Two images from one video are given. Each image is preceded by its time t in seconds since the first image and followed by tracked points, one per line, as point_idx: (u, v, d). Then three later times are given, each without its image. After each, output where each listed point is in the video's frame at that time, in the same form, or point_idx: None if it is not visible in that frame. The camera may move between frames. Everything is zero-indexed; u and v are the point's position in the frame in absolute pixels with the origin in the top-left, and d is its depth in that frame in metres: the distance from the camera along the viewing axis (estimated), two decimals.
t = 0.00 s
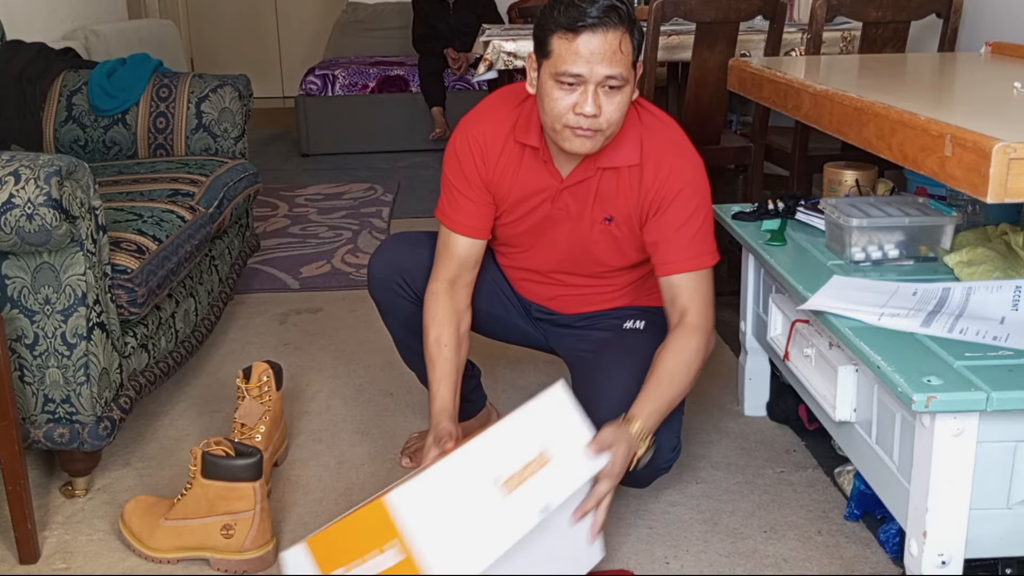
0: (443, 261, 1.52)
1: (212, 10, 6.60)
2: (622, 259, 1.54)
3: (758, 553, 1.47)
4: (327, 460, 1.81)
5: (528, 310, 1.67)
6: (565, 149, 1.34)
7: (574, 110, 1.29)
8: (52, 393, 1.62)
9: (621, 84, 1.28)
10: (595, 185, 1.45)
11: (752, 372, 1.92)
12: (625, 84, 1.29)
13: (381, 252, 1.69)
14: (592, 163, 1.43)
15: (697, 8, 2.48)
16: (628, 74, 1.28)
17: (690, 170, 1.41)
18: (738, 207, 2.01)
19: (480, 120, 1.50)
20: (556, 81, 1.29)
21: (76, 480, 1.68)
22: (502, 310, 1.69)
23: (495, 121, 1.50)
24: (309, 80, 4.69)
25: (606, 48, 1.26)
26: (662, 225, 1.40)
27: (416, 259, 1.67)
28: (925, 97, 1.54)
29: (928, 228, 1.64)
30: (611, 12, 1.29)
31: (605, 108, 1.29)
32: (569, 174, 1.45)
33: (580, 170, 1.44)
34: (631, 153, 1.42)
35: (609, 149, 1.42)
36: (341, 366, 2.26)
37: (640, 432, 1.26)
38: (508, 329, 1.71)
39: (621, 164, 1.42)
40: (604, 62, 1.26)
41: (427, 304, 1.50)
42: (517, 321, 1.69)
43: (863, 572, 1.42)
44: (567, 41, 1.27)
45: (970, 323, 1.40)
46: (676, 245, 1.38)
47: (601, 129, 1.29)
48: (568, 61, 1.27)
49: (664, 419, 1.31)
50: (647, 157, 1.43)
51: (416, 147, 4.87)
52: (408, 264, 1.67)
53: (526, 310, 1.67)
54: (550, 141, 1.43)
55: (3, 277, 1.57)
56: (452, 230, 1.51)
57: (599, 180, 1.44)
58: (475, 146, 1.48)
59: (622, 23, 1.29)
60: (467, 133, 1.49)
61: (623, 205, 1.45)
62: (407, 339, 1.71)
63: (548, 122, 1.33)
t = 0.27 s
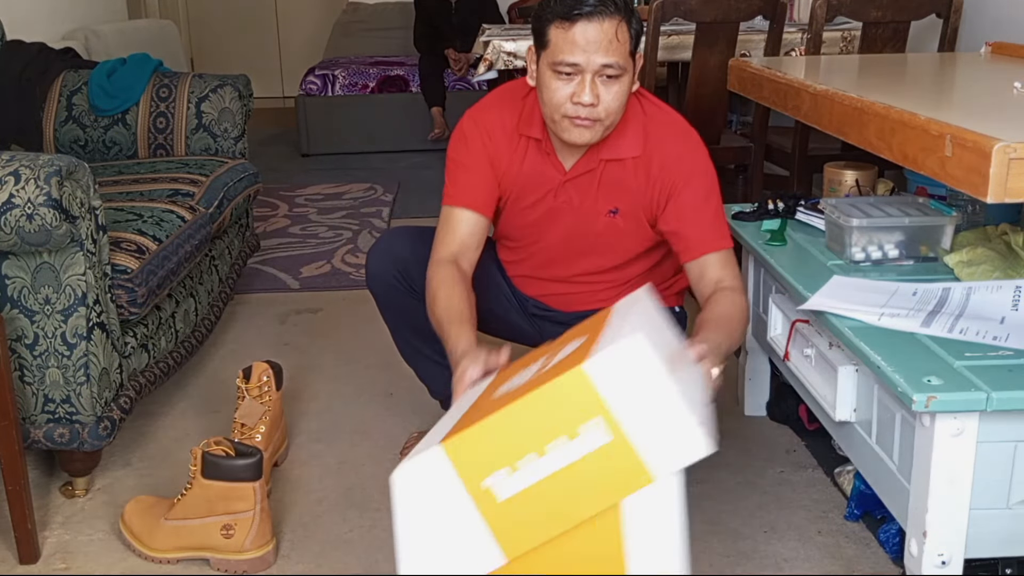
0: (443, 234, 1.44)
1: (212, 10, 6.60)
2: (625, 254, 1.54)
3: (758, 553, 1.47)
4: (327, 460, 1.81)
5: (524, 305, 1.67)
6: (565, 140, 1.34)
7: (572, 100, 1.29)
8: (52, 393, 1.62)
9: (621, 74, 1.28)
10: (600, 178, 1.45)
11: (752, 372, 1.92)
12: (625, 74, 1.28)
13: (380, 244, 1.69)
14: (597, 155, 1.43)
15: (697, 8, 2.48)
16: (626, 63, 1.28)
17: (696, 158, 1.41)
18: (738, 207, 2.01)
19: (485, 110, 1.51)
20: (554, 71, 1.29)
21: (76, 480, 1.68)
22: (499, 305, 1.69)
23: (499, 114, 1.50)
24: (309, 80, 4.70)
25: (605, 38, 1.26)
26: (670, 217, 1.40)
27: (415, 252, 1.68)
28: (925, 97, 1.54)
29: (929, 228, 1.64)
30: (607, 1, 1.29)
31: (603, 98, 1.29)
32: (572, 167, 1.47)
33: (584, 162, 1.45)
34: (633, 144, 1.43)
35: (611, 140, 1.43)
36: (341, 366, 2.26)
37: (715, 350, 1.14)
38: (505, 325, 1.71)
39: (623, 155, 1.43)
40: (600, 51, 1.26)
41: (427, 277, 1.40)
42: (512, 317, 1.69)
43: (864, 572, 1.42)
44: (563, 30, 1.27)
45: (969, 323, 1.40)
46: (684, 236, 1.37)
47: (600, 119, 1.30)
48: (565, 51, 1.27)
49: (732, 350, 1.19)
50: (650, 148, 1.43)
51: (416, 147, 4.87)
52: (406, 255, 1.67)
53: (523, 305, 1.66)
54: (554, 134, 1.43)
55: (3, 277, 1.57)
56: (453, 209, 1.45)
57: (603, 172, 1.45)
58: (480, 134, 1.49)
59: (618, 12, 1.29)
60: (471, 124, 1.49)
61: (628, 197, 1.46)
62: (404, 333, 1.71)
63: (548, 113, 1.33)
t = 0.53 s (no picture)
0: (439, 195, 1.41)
1: (212, 10, 6.59)
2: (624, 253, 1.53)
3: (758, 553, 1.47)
4: (327, 460, 1.81)
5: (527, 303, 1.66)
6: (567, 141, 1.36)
7: (573, 102, 1.30)
8: (52, 393, 1.62)
9: (621, 73, 1.28)
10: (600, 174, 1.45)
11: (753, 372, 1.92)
12: (625, 73, 1.29)
13: (383, 242, 1.68)
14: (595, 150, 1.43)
15: (697, 8, 2.48)
16: (625, 63, 1.28)
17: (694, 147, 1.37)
18: (738, 207, 2.01)
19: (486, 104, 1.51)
20: (554, 74, 1.30)
21: (76, 480, 1.68)
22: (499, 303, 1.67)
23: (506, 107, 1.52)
24: (309, 80, 4.69)
25: (605, 38, 1.26)
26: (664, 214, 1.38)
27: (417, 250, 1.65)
28: (925, 97, 1.54)
29: (929, 228, 1.64)
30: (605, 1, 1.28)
31: (603, 98, 1.29)
32: (572, 164, 1.47)
33: (583, 159, 1.45)
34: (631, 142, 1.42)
35: (611, 138, 1.43)
36: (341, 366, 2.26)
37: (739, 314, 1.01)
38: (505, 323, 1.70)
39: (622, 152, 1.42)
40: (599, 53, 1.26)
41: (419, 230, 1.35)
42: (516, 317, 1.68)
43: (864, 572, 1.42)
44: (562, 33, 1.27)
45: (970, 323, 1.40)
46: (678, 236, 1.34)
47: (600, 119, 1.31)
48: (565, 53, 1.27)
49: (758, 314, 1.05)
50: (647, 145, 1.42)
51: (416, 148, 4.87)
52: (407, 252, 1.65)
53: (525, 306, 1.67)
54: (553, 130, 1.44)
55: (2, 277, 1.57)
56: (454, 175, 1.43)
57: (601, 168, 1.45)
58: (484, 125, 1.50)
59: (617, 11, 1.29)
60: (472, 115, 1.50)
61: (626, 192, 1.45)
62: (404, 331, 1.69)
63: (549, 113, 1.34)
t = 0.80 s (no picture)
0: (383, 186, 1.53)
1: (212, 10, 6.59)
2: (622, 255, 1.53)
3: (758, 553, 1.47)
4: (327, 460, 1.81)
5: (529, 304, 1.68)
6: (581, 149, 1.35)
7: (590, 111, 1.29)
8: (52, 393, 1.62)
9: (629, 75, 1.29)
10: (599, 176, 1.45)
11: (753, 372, 1.92)
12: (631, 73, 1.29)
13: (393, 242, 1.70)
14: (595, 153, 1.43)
15: (697, 8, 2.48)
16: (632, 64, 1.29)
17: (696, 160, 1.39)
18: (738, 207, 2.01)
19: (476, 108, 1.52)
20: (565, 88, 1.29)
21: (76, 480, 1.68)
22: (504, 305, 1.69)
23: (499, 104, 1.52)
24: (309, 80, 4.71)
25: (611, 44, 1.26)
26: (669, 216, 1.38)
27: (426, 251, 1.68)
28: (925, 97, 1.54)
29: (929, 228, 1.64)
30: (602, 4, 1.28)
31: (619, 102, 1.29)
32: (570, 164, 1.46)
33: (582, 160, 1.45)
34: (632, 142, 1.43)
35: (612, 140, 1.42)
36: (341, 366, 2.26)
37: (673, 380, 1.21)
38: (508, 323, 1.71)
39: (622, 154, 1.42)
40: (610, 60, 1.26)
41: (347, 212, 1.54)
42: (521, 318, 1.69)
43: (864, 571, 1.42)
44: (572, 47, 1.26)
45: (970, 323, 1.40)
46: (683, 239, 1.34)
47: (617, 123, 1.31)
48: (576, 66, 1.26)
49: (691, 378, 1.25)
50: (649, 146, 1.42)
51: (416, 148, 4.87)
52: (416, 254, 1.67)
53: (529, 305, 1.68)
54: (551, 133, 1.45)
55: (3, 277, 1.57)
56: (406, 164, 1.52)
57: (600, 170, 1.45)
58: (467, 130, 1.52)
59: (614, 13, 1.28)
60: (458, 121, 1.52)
61: (626, 196, 1.45)
62: (409, 332, 1.71)
63: (562, 126, 1.33)
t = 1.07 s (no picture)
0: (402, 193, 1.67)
1: (212, 10, 6.59)
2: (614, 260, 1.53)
3: (757, 553, 1.47)
4: (327, 460, 1.81)
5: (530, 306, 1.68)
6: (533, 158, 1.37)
7: (525, 125, 1.29)
8: (52, 393, 1.62)
9: (571, 96, 1.27)
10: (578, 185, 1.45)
11: (752, 372, 1.92)
12: (576, 94, 1.27)
13: (396, 238, 1.69)
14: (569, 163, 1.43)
15: (697, 8, 2.48)
16: (577, 85, 1.27)
17: (673, 167, 1.39)
18: (738, 207, 2.01)
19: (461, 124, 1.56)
20: (506, 99, 1.29)
21: (75, 480, 1.68)
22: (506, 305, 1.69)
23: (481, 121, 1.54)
24: (309, 80, 4.70)
25: (554, 64, 1.24)
26: (654, 225, 1.40)
27: (429, 249, 1.67)
28: (925, 97, 1.54)
29: (929, 228, 1.64)
30: (554, 22, 1.26)
31: (558, 121, 1.28)
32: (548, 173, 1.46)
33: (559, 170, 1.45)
34: (607, 153, 1.42)
35: (586, 152, 1.42)
36: (341, 366, 2.26)
37: (660, 363, 1.26)
38: (509, 321, 1.72)
39: (598, 165, 1.42)
40: (550, 79, 1.25)
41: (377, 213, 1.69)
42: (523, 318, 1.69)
43: (864, 571, 1.42)
44: (513, 63, 1.25)
45: (970, 323, 1.40)
46: (667, 248, 1.39)
47: (556, 140, 1.30)
48: (513, 81, 1.26)
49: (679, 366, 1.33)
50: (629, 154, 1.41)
51: (416, 148, 4.87)
52: (419, 251, 1.67)
53: (529, 306, 1.68)
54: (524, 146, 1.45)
55: (3, 277, 1.57)
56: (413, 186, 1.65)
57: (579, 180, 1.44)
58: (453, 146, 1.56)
59: (568, 32, 1.26)
60: (444, 138, 1.58)
61: (610, 205, 1.45)
62: (411, 330, 1.71)
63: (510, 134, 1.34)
